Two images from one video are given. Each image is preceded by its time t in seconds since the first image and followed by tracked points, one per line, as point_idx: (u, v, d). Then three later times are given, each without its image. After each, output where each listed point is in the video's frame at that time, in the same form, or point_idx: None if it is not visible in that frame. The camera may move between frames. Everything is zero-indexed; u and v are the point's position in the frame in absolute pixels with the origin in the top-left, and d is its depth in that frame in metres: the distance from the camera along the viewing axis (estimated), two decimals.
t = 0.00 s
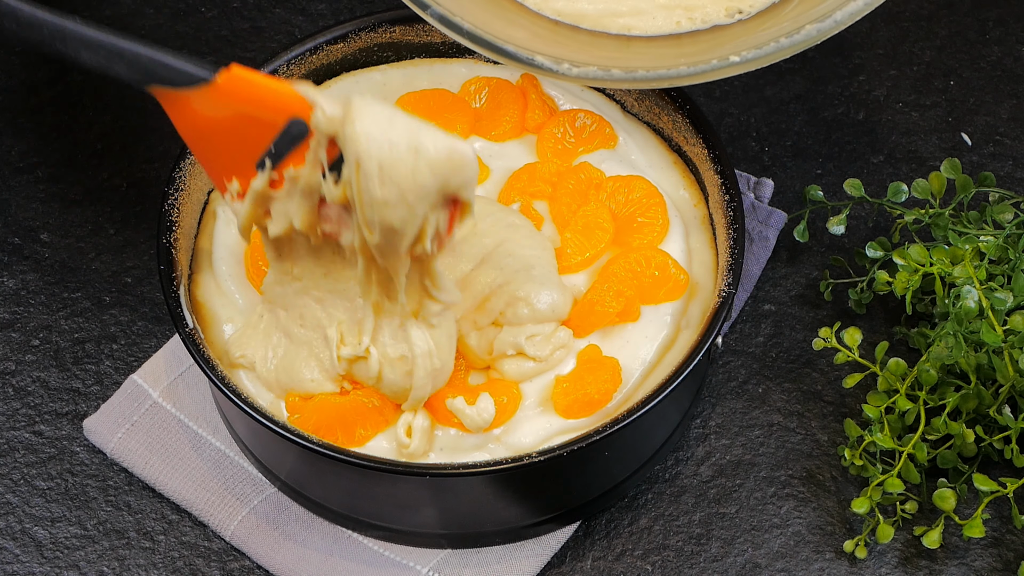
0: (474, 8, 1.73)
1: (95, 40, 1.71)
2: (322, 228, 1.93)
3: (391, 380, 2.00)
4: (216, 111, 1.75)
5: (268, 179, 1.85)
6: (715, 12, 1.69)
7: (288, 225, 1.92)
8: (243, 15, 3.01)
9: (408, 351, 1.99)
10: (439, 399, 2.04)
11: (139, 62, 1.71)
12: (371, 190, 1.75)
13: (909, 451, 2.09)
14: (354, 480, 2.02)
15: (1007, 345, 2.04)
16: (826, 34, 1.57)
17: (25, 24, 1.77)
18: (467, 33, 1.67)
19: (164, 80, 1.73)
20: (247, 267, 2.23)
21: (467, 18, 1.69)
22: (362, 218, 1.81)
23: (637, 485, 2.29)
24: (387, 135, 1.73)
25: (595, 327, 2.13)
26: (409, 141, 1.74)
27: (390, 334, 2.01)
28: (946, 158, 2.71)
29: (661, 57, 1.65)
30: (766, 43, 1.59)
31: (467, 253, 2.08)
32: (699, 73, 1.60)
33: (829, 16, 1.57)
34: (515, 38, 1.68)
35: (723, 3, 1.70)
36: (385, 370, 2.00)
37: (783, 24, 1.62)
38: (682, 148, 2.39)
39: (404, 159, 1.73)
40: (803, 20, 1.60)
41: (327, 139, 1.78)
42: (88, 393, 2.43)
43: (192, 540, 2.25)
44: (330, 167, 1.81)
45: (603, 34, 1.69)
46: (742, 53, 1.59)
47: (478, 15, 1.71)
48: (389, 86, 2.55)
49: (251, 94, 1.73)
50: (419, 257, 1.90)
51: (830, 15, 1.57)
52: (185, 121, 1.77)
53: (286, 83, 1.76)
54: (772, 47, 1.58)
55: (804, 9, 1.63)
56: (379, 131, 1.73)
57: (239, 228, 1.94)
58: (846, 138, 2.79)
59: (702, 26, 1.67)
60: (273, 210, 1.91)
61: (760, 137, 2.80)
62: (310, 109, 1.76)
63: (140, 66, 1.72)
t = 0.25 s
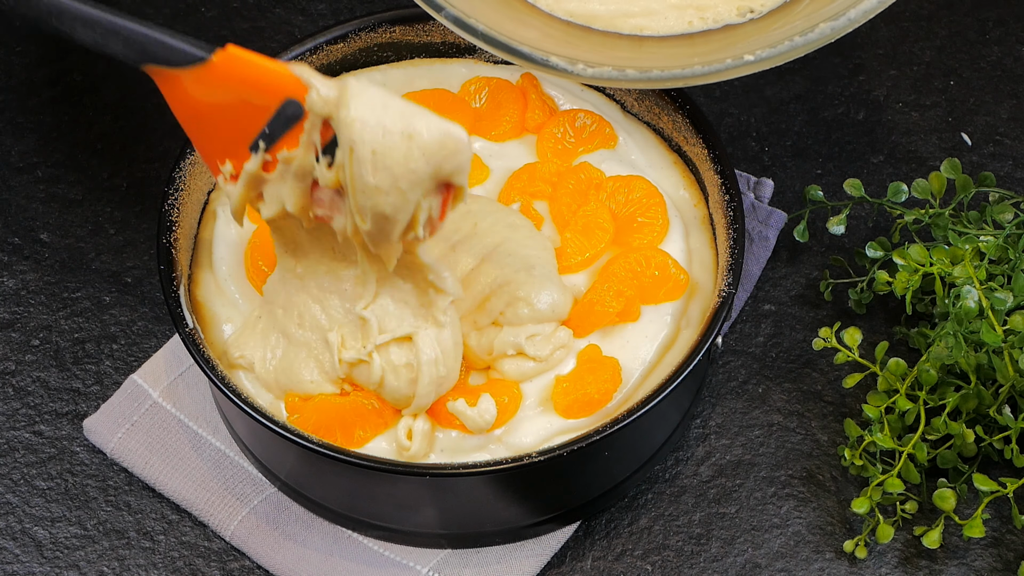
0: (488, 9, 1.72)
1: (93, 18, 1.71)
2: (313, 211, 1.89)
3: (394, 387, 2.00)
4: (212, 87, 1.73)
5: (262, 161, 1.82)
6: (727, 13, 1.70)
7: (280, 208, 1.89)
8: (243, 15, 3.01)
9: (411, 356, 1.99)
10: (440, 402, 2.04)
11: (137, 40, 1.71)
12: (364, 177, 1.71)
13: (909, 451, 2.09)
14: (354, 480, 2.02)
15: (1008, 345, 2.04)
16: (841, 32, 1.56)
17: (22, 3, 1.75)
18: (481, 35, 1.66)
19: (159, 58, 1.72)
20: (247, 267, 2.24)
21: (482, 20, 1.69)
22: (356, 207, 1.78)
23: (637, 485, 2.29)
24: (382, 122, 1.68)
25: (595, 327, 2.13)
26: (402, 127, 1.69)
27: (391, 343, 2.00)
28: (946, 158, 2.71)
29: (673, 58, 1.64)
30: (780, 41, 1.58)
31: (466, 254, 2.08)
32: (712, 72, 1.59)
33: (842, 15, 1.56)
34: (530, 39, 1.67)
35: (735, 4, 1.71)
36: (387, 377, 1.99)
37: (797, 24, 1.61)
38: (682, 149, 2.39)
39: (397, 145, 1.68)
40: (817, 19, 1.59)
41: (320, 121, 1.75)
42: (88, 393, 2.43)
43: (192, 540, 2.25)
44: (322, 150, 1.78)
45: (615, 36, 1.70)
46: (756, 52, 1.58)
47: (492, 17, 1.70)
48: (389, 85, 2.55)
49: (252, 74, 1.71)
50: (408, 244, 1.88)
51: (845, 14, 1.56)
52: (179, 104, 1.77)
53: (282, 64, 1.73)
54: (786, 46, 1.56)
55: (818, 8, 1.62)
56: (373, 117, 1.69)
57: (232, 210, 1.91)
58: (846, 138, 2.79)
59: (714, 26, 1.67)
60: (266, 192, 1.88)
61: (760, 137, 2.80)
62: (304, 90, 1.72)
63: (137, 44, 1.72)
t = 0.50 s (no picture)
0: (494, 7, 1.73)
1: (116, 37, 1.70)
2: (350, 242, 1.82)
3: (398, 396, 2.00)
4: (244, 113, 1.73)
5: (298, 188, 1.77)
6: (732, 10, 1.68)
7: (317, 239, 1.82)
8: (244, 15, 3.01)
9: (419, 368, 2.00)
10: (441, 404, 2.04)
11: (161, 57, 1.70)
12: (412, 198, 1.65)
13: (909, 451, 2.09)
14: (354, 480, 2.02)
15: (1007, 345, 2.04)
16: (846, 31, 1.58)
17: (44, 21, 1.73)
18: (489, 34, 1.68)
19: (183, 76, 1.72)
20: (248, 267, 2.24)
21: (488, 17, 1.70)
22: (401, 233, 1.70)
23: (637, 485, 2.29)
24: (431, 137, 1.63)
25: (596, 328, 2.14)
26: (452, 142, 1.63)
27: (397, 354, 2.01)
28: (946, 159, 2.71)
29: (680, 55, 1.65)
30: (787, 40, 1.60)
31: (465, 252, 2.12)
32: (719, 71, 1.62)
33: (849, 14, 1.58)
34: (536, 36, 1.68)
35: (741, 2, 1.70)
36: (390, 386, 2.00)
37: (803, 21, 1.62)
38: (682, 149, 2.39)
39: (447, 159, 1.62)
40: (823, 16, 1.61)
41: (362, 137, 1.69)
42: (89, 393, 2.43)
43: (192, 540, 2.25)
44: (365, 172, 1.71)
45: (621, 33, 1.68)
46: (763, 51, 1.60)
47: (500, 15, 1.71)
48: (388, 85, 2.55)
49: (284, 97, 1.71)
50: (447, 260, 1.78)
51: (850, 13, 1.58)
52: (206, 131, 1.77)
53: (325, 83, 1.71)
54: (793, 45, 1.59)
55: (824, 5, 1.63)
56: (421, 132, 1.63)
57: (265, 245, 1.86)
58: (846, 138, 2.79)
59: (720, 24, 1.66)
60: (301, 223, 1.81)
61: (760, 137, 2.80)
62: (344, 104, 1.68)
63: (162, 62, 1.71)
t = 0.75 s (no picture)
0: None
1: (138, 58, 1.60)
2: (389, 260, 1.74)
3: (400, 401, 2.00)
4: (272, 129, 1.65)
5: (333, 207, 1.70)
6: None
7: (354, 259, 1.74)
8: (243, 15, 3.01)
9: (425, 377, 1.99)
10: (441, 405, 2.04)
11: (186, 77, 1.61)
12: (457, 210, 1.54)
13: (909, 451, 2.09)
14: (354, 480, 2.02)
15: (1008, 345, 2.04)
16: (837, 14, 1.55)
17: (61, 45, 1.61)
18: (474, 15, 1.63)
19: (210, 94, 1.63)
20: (248, 267, 2.24)
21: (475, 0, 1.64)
22: (446, 248, 1.59)
23: (637, 485, 2.29)
24: (476, 146, 1.53)
25: (596, 328, 2.14)
26: (500, 151, 1.53)
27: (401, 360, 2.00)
28: (946, 159, 2.71)
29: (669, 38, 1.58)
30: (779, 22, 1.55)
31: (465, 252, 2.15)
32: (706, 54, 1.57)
33: None
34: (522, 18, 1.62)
35: None
36: (391, 393, 1.99)
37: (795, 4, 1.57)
38: (682, 149, 2.39)
39: (495, 168, 1.53)
40: None
41: (403, 149, 1.62)
42: (88, 393, 2.42)
43: (192, 540, 2.25)
44: (405, 186, 1.64)
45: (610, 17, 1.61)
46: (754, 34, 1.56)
47: None
48: (388, 85, 2.56)
49: (317, 109, 1.62)
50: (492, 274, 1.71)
51: None
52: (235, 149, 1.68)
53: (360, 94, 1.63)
54: (781, 28, 1.55)
55: None
56: (466, 142, 1.54)
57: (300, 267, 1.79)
58: (846, 138, 2.79)
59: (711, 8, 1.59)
60: (336, 244, 1.75)
61: (761, 137, 2.80)
62: (384, 116, 1.61)
63: (187, 80, 1.62)
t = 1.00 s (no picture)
0: None
1: (220, 101, 1.67)
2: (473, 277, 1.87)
3: (401, 404, 2.00)
4: (358, 163, 1.74)
5: (417, 234, 1.81)
6: None
7: (438, 279, 1.87)
8: (244, 15, 3.01)
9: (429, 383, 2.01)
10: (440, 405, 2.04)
11: (270, 118, 1.69)
12: (547, 241, 1.71)
13: (909, 451, 2.09)
14: (354, 480, 2.02)
15: (1008, 345, 2.04)
16: (821, 8, 1.67)
17: (140, 89, 1.64)
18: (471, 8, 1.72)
19: (296, 134, 1.71)
20: (248, 267, 2.24)
21: None
22: (535, 274, 1.77)
23: (637, 485, 2.29)
24: (563, 181, 1.69)
25: (596, 328, 2.14)
26: (584, 184, 1.70)
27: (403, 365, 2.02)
28: (946, 159, 2.71)
29: (660, 29, 1.68)
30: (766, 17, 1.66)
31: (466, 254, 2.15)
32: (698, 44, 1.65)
33: None
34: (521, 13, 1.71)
35: None
36: (393, 395, 2.00)
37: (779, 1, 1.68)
38: (682, 149, 2.38)
39: (581, 203, 1.70)
40: None
41: (488, 182, 1.74)
42: (88, 393, 2.42)
43: (192, 540, 2.25)
44: (490, 214, 1.77)
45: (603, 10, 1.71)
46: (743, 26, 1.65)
47: None
48: (389, 86, 2.56)
49: (404, 142, 1.72)
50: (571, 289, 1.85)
51: None
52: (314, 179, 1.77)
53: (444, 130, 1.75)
54: (771, 20, 1.65)
55: None
56: (554, 179, 1.69)
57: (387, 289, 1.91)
58: (846, 138, 2.79)
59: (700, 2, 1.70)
60: (420, 266, 1.86)
61: (761, 137, 2.80)
62: (469, 151, 1.74)
63: (271, 122, 1.70)
